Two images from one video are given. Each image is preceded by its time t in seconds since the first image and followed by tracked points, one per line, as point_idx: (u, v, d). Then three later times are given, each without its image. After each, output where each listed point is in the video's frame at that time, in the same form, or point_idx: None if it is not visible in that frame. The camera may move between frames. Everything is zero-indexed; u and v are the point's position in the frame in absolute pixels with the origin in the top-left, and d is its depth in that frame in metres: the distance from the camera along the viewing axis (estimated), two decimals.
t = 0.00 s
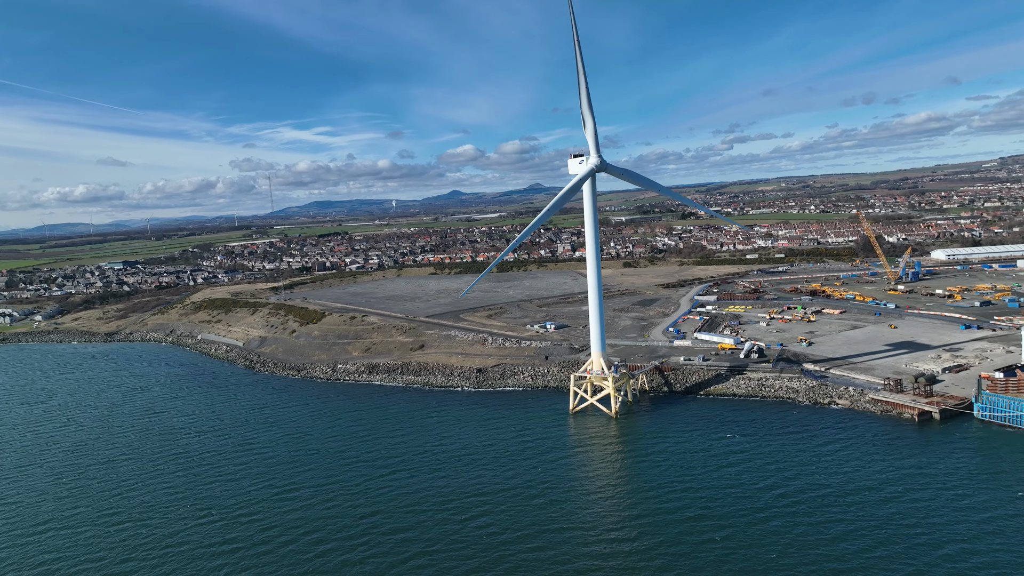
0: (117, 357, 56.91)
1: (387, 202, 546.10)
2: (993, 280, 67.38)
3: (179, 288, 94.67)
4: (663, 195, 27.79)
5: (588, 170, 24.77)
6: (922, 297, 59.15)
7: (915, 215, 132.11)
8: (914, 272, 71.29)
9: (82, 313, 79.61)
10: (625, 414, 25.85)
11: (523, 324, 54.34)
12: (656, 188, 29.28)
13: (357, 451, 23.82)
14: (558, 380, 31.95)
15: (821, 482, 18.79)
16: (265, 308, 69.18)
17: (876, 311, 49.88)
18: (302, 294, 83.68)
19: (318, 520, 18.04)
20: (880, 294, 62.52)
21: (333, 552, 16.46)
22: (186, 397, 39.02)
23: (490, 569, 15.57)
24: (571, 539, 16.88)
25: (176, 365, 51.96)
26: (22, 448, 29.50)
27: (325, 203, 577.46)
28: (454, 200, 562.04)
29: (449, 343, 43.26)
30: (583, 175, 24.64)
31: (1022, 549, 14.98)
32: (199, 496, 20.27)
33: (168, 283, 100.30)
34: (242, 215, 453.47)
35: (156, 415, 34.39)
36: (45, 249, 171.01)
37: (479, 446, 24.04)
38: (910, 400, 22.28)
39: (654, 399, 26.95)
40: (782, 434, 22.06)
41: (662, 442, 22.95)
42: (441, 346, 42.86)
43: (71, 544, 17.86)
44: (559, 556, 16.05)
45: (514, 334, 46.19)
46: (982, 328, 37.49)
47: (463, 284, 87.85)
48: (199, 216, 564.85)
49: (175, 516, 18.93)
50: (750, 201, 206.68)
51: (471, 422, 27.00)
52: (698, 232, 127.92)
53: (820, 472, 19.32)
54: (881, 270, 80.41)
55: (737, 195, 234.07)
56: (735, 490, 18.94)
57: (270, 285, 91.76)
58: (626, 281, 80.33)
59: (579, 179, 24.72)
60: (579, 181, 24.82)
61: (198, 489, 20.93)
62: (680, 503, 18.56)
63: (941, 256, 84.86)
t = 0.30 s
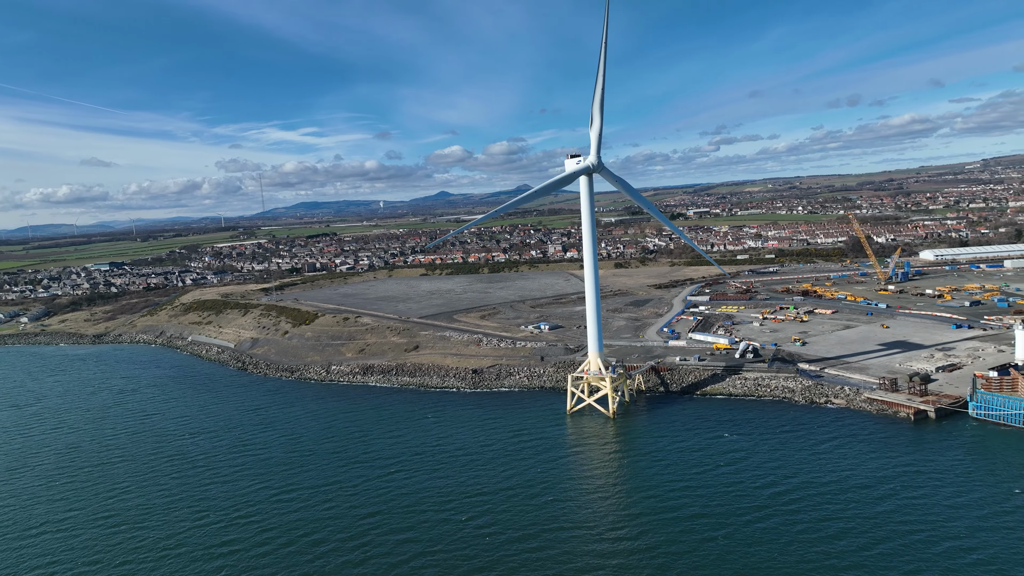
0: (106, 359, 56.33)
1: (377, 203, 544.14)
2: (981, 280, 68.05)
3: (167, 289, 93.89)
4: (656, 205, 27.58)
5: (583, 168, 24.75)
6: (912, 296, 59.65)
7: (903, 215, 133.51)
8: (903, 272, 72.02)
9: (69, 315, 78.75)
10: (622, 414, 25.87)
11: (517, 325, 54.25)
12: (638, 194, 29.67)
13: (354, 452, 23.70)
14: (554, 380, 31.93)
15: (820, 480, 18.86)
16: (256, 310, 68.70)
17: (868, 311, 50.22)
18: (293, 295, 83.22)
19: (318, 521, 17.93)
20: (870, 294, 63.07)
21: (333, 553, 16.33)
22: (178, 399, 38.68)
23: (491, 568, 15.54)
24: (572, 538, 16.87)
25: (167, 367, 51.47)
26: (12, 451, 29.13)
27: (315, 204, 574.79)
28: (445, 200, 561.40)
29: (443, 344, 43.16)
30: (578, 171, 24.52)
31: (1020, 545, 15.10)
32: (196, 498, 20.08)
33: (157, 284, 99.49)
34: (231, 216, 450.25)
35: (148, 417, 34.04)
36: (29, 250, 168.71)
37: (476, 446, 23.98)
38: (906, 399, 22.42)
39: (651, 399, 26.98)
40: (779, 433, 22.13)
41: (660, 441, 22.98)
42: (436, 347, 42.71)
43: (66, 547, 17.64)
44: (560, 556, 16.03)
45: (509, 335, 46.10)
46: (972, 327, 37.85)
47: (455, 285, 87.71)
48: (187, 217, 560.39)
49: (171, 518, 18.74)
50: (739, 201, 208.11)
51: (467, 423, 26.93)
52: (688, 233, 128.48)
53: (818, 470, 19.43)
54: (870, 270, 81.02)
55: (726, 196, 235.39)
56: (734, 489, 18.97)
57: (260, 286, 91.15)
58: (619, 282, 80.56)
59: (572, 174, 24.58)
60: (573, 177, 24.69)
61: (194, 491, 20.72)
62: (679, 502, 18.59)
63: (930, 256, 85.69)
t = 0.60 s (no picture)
0: (94, 362, 55.60)
1: (366, 205, 542.30)
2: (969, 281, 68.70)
3: (155, 291, 92.92)
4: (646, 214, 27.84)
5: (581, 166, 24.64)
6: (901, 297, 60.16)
7: (890, 217, 134.86)
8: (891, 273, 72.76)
9: (55, 317, 77.68)
10: (619, 415, 25.87)
11: (511, 326, 54.17)
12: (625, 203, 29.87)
13: (351, 453, 23.57)
14: (550, 381, 31.90)
15: (818, 478, 18.95)
16: (247, 311, 68.16)
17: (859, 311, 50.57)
18: (284, 296, 82.69)
19: (317, 522, 17.81)
20: (860, 294, 63.62)
21: (334, 554, 16.21)
22: (170, 401, 38.26)
23: (493, 568, 15.50)
24: (573, 537, 16.87)
25: (157, 370, 50.94)
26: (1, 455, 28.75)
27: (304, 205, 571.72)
28: (435, 201, 560.38)
29: (438, 345, 43.03)
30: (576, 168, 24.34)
31: (1018, 540, 15.24)
32: (192, 500, 19.91)
33: (144, 286, 98.36)
34: (219, 217, 446.92)
35: (140, 420, 33.71)
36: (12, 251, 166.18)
37: (474, 446, 23.92)
38: (901, 398, 22.58)
39: (647, 400, 27.01)
40: (777, 433, 22.20)
41: (658, 441, 23.01)
42: (430, 348, 42.56)
43: (61, 550, 17.41)
44: (562, 554, 16.02)
45: (503, 336, 46.01)
46: (962, 327, 38.24)
47: (446, 286, 87.55)
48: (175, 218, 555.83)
49: (168, 520, 18.56)
50: (728, 203, 208.75)
51: (464, 423, 26.86)
52: (678, 234, 129.01)
53: (815, 468, 19.54)
54: (860, 271, 81.67)
55: (715, 198, 236.70)
56: (733, 488, 19.01)
57: (250, 287, 90.49)
58: (611, 283, 80.73)
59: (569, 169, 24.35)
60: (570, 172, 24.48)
61: (190, 493, 20.53)
62: (680, 501, 18.61)
63: (918, 257, 86.53)
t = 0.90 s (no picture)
0: (84, 364, 55.01)
1: (356, 206, 540.13)
2: (958, 281, 69.50)
3: (144, 292, 92.04)
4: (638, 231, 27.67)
5: (580, 164, 24.60)
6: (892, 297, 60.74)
7: (878, 217, 136.20)
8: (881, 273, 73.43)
9: (42, 319, 76.69)
10: (616, 415, 25.88)
11: (505, 327, 54.16)
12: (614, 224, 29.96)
13: (349, 455, 23.49)
14: (546, 381, 31.90)
15: (816, 476, 19.05)
16: (238, 312, 67.68)
17: (851, 311, 50.91)
18: (276, 297, 82.14)
19: (317, 523, 17.69)
20: (851, 294, 64.13)
21: (335, 555, 16.08)
22: (163, 403, 37.91)
23: (495, 567, 15.44)
24: (575, 536, 16.84)
25: (148, 372, 50.43)
26: None
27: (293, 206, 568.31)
28: (426, 202, 559.43)
29: (433, 346, 42.90)
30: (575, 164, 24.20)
31: (1015, 536, 15.39)
32: (189, 502, 19.75)
33: (133, 287, 97.43)
34: (207, 218, 443.67)
35: (132, 422, 33.40)
36: None
37: (473, 447, 23.85)
38: (896, 397, 22.73)
39: (644, 400, 27.03)
40: (775, 432, 22.28)
41: (656, 440, 23.04)
42: (425, 349, 42.45)
43: (56, 554, 17.19)
44: (564, 553, 16.00)
45: (498, 336, 45.98)
46: (954, 327, 38.61)
47: (439, 287, 87.41)
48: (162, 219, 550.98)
49: (165, 522, 18.39)
50: (717, 203, 210.01)
51: (462, 424, 26.80)
52: (669, 235, 129.59)
53: (814, 467, 19.62)
54: (850, 271, 82.31)
55: (705, 199, 237.78)
56: (733, 487, 19.05)
57: (240, 288, 89.85)
58: (603, 284, 80.87)
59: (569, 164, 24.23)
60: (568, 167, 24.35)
61: (187, 495, 20.35)
62: (680, 499, 18.64)
63: (907, 258, 87.33)
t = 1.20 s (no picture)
0: (75, 365, 54.51)
1: (348, 207, 538.22)
2: (949, 282, 70.15)
3: (134, 293, 91.37)
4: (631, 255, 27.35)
5: (580, 162, 24.67)
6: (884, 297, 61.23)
7: (867, 219, 137.37)
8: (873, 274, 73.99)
9: (31, 320, 75.86)
10: (615, 415, 25.90)
11: (500, 327, 54.13)
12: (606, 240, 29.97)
13: (348, 455, 23.46)
14: (544, 382, 31.89)
15: (817, 475, 19.13)
16: (231, 313, 67.27)
17: (845, 312, 51.26)
18: (268, 298, 81.77)
19: (318, 523, 17.65)
20: (844, 295, 64.55)
21: (338, 556, 16.00)
22: (156, 405, 37.60)
23: (498, 567, 15.50)
24: (577, 536, 16.88)
25: (141, 373, 50.04)
26: None
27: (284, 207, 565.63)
28: (418, 203, 558.68)
29: (429, 347, 42.81)
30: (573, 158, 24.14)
31: (1014, 532, 15.53)
32: (188, 503, 19.64)
33: (122, 288, 96.56)
34: (196, 219, 440.65)
35: (126, 424, 33.14)
36: None
37: (472, 447, 23.84)
38: (893, 397, 22.90)
39: (643, 400, 27.07)
40: (774, 432, 22.36)
41: (655, 440, 23.11)
42: (422, 350, 42.39)
43: (54, 556, 17.05)
44: (567, 553, 16.03)
45: (494, 337, 45.96)
46: (947, 327, 38.93)
47: (432, 287, 87.29)
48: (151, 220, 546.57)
49: (164, 524, 18.29)
50: (707, 204, 211.08)
51: (460, 425, 26.81)
52: (661, 235, 130.01)
53: (813, 465, 19.72)
54: (842, 272, 82.87)
55: (696, 200, 238.75)
56: (733, 486, 19.11)
57: (232, 289, 89.27)
58: (598, 285, 80.95)
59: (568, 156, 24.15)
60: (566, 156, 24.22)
61: (186, 497, 20.23)
62: (681, 498, 18.68)
63: (897, 259, 88.06)
